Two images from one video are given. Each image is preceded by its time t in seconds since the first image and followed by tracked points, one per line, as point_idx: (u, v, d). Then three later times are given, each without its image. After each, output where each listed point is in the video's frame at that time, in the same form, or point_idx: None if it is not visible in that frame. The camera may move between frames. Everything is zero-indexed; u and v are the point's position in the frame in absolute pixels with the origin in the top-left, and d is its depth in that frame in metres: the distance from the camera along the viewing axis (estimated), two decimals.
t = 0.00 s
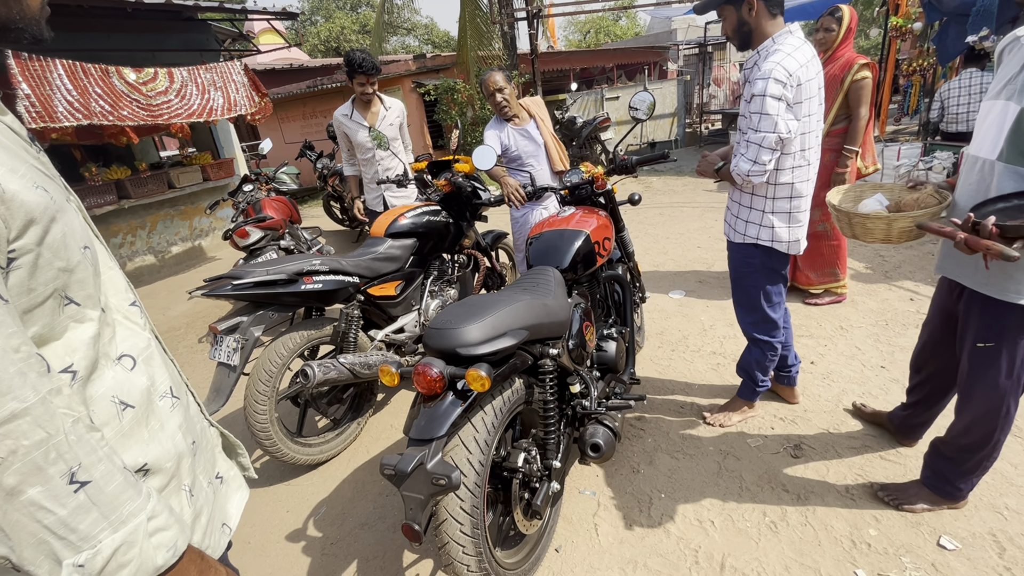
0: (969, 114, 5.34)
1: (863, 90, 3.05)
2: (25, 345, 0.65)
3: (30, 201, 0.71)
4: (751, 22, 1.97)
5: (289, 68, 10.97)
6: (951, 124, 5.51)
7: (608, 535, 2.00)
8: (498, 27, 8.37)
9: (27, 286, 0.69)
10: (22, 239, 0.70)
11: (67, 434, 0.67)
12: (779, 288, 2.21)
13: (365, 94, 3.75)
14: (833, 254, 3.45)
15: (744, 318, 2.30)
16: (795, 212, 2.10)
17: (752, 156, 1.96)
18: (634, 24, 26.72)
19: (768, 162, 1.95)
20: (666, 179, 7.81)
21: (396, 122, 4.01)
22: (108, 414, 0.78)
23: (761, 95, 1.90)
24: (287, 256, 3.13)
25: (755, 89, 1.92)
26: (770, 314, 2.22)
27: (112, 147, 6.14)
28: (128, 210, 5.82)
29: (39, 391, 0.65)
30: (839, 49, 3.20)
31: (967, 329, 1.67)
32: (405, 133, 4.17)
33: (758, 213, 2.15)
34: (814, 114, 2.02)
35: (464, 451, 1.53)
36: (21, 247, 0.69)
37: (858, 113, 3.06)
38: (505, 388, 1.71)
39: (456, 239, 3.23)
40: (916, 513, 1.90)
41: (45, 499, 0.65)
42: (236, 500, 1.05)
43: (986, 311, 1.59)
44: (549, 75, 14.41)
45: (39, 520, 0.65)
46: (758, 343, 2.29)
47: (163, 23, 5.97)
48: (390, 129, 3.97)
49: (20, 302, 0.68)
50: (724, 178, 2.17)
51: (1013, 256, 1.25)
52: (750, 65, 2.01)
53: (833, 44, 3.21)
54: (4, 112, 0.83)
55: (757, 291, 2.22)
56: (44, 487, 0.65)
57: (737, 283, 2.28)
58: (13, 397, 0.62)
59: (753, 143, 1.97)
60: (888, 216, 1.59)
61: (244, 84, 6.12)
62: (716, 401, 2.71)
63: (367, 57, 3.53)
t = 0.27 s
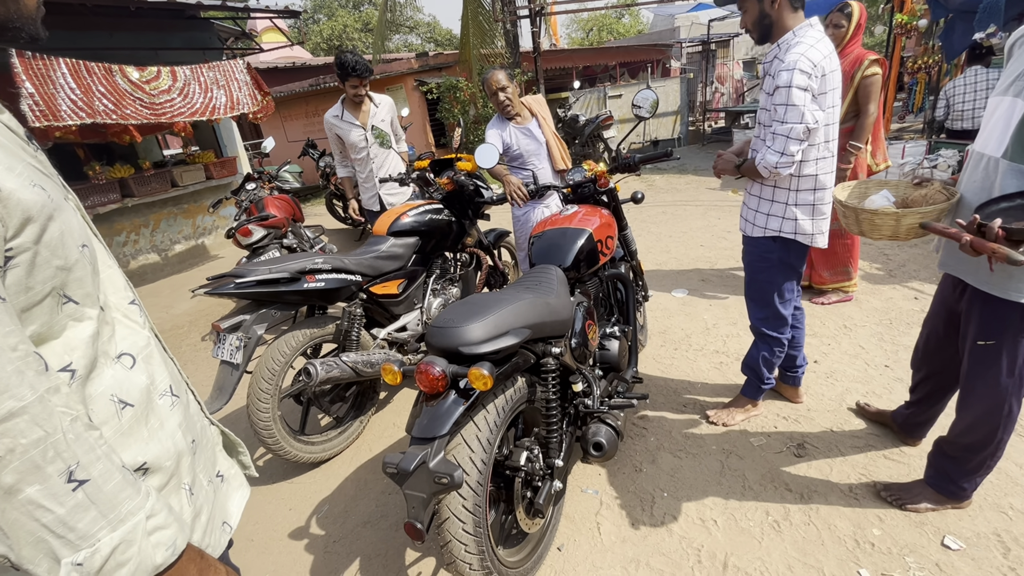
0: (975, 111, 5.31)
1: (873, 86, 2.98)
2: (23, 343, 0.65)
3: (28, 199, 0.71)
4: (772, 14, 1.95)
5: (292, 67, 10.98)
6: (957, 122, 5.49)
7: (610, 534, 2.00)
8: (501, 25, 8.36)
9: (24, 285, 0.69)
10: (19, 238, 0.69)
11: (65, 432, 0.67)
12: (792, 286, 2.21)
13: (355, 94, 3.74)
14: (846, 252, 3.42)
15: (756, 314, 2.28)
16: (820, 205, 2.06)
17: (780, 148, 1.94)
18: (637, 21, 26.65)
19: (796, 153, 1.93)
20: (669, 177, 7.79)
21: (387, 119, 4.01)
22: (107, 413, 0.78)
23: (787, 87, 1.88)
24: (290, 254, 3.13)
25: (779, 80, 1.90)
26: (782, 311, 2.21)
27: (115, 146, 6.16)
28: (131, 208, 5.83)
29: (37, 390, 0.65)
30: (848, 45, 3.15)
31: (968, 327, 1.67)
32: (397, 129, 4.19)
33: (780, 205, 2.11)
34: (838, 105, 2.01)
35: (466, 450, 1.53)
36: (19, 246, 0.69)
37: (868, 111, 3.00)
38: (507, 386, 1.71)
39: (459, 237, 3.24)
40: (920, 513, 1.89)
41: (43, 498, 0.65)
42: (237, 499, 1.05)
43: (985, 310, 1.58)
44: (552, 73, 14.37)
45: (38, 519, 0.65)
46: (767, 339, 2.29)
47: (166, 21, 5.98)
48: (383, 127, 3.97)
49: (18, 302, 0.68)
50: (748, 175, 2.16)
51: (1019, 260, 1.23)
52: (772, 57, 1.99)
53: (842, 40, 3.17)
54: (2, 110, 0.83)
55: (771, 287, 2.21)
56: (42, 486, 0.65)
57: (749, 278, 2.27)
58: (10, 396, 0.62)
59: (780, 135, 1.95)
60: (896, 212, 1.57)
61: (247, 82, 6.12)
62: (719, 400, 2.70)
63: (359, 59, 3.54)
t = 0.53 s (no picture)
0: (980, 107, 5.28)
1: (882, 85, 2.93)
2: (12, 343, 0.65)
3: (18, 198, 0.71)
4: (789, 9, 1.95)
5: (293, 66, 10.98)
6: (962, 118, 5.46)
7: (611, 533, 1.99)
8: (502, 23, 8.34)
9: (15, 284, 0.69)
10: (9, 236, 0.69)
11: (55, 432, 0.67)
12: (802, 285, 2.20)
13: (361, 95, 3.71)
14: (847, 252, 3.39)
15: (762, 311, 2.27)
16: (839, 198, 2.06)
17: (813, 141, 1.89)
18: (638, 19, 26.60)
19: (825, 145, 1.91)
20: (670, 176, 7.77)
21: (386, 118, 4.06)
22: (100, 413, 0.78)
23: (814, 78, 1.86)
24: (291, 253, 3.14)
25: (805, 73, 1.88)
26: (788, 309, 2.20)
27: (117, 145, 6.17)
28: (133, 207, 5.84)
29: (27, 389, 0.65)
30: (858, 41, 3.11)
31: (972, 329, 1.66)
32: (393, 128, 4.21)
33: (799, 198, 2.09)
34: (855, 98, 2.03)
35: (466, 449, 1.52)
36: (9, 244, 0.69)
37: (874, 109, 2.95)
38: (507, 386, 1.71)
39: (460, 236, 3.23)
40: (921, 513, 1.88)
41: (34, 498, 0.65)
42: (234, 498, 1.05)
43: (989, 311, 1.58)
44: (553, 72, 14.35)
45: (28, 519, 0.65)
46: (771, 338, 2.29)
47: (167, 20, 5.98)
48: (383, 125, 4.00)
49: (9, 301, 0.68)
50: (765, 172, 2.15)
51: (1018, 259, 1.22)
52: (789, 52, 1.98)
53: (852, 36, 3.14)
54: None
55: (782, 284, 2.18)
56: (32, 486, 0.65)
57: (761, 274, 2.24)
58: None
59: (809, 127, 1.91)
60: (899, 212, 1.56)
61: (248, 81, 6.13)
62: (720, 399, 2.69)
63: (371, 67, 3.53)
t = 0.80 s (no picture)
0: (982, 104, 5.25)
1: (885, 85, 2.92)
2: (5, 343, 0.65)
3: (11, 196, 0.70)
4: (796, 7, 1.95)
5: (293, 65, 10.97)
6: (963, 115, 5.43)
7: (611, 532, 1.99)
8: (502, 22, 8.35)
9: (9, 283, 0.69)
10: (2, 234, 0.69)
11: (49, 433, 0.67)
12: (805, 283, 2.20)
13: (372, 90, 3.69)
14: (847, 252, 3.39)
15: (761, 306, 2.27)
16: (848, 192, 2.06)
17: (830, 134, 1.88)
18: (639, 18, 26.61)
19: (840, 139, 1.90)
20: (671, 175, 7.77)
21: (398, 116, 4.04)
22: (95, 413, 0.78)
23: (829, 73, 1.85)
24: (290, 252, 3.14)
25: (818, 68, 1.87)
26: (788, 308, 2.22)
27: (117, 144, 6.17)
28: (133, 206, 5.84)
29: (20, 389, 0.65)
30: (863, 39, 3.08)
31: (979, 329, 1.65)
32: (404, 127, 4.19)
33: (809, 193, 2.08)
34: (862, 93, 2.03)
35: (466, 449, 1.52)
36: (2, 243, 0.68)
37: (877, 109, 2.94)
38: (507, 385, 1.71)
39: (460, 235, 3.23)
40: (921, 512, 1.88)
41: (28, 498, 0.65)
42: (232, 498, 1.05)
43: (999, 313, 1.56)
44: (553, 71, 14.32)
45: (22, 520, 0.64)
46: (766, 336, 2.30)
47: (167, 20, 5.97)
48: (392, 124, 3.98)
49: (3, 300, 0.67)
50: (773, 169, 2.13)
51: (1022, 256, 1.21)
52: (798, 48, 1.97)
53: (857, 34, 3.10)
54: None
55: (784, 282, 2.17)
56: (25, 486, 0.64)
57: (765, 271, 2.22)
58: None
59: (825, 121, 1.90)
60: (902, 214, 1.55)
61: (248, 80, 6.12)
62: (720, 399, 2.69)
63: (382, 62, 3.51)
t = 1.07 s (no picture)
0: (979, 103, 5.25)
1: (884, 86, 2.92)
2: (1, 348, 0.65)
3: (9, 199, 0.70)
4: (796, 8, 1.96)
5: (291, 64, 10.95)
6: (961, 114, 5.43)
7: (610, 532, 2.00)
8: (500, 21, 8.35)
9: (7, 286, 0.68)
10: None
11: (46, 437, 0.67)
12: (794, 284, 2.16)
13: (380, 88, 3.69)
14: (844, 251, 3.39)
15: (750, 304, 2.26)
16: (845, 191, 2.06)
17: (831, 134, 1.88)
18: (637, 17, 26.64)
19: (840, 139, 1.90)
20: (669, 174, 7.78)
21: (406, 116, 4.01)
22: (94, 416, 0.78)
23: (829, 72, 1.85)
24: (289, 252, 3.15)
25: (817, 68, 1.87)
26: (774, 309, 2.19)
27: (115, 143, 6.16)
28: (131, 206, 5.83)
29: (17, 394, 0.65)
30: (864, 40, 3.07)
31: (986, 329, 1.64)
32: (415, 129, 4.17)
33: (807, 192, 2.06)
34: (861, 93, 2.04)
35: (465, 449, 1.52)
36: None
37: (875, 111, 2.94)
38: (506, 385, 1.71)
39: (459, 235, 3.23)
40: (919, 511, 1.89)
41: (25, 504, 0.64)
42: (231, 500, 1.05)
43: (1008, 312, 1.56)
44: (552, 70, 14.31)
45: (20, 525, 0.64)
46: (754, 336, 2.29)
47: (164, 19, 5.96)
48: (399, 122, 3.96)
49: None
50: (774, 169, 2.13)
51: None
52: (797, 48, 1.97)
53: (857, 34, 3.09)
54: None
55: (772, 278, 2.16)
56: (22, 492, 0.64)
57: (759, 267, 2.22)
58: None
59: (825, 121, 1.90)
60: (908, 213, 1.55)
61: (246, 80, 6.12)
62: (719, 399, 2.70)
63: (390, 59, 3.50)
